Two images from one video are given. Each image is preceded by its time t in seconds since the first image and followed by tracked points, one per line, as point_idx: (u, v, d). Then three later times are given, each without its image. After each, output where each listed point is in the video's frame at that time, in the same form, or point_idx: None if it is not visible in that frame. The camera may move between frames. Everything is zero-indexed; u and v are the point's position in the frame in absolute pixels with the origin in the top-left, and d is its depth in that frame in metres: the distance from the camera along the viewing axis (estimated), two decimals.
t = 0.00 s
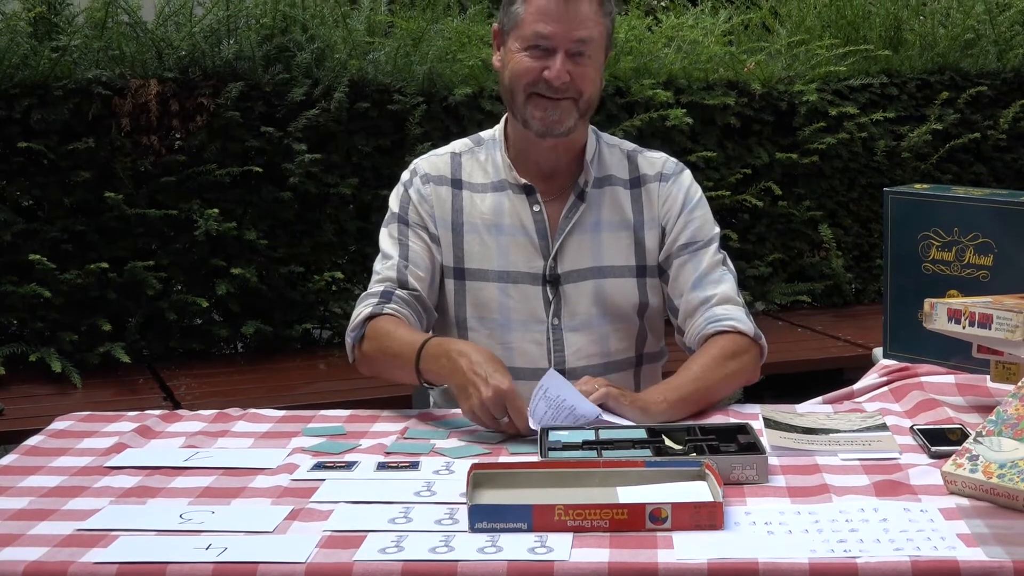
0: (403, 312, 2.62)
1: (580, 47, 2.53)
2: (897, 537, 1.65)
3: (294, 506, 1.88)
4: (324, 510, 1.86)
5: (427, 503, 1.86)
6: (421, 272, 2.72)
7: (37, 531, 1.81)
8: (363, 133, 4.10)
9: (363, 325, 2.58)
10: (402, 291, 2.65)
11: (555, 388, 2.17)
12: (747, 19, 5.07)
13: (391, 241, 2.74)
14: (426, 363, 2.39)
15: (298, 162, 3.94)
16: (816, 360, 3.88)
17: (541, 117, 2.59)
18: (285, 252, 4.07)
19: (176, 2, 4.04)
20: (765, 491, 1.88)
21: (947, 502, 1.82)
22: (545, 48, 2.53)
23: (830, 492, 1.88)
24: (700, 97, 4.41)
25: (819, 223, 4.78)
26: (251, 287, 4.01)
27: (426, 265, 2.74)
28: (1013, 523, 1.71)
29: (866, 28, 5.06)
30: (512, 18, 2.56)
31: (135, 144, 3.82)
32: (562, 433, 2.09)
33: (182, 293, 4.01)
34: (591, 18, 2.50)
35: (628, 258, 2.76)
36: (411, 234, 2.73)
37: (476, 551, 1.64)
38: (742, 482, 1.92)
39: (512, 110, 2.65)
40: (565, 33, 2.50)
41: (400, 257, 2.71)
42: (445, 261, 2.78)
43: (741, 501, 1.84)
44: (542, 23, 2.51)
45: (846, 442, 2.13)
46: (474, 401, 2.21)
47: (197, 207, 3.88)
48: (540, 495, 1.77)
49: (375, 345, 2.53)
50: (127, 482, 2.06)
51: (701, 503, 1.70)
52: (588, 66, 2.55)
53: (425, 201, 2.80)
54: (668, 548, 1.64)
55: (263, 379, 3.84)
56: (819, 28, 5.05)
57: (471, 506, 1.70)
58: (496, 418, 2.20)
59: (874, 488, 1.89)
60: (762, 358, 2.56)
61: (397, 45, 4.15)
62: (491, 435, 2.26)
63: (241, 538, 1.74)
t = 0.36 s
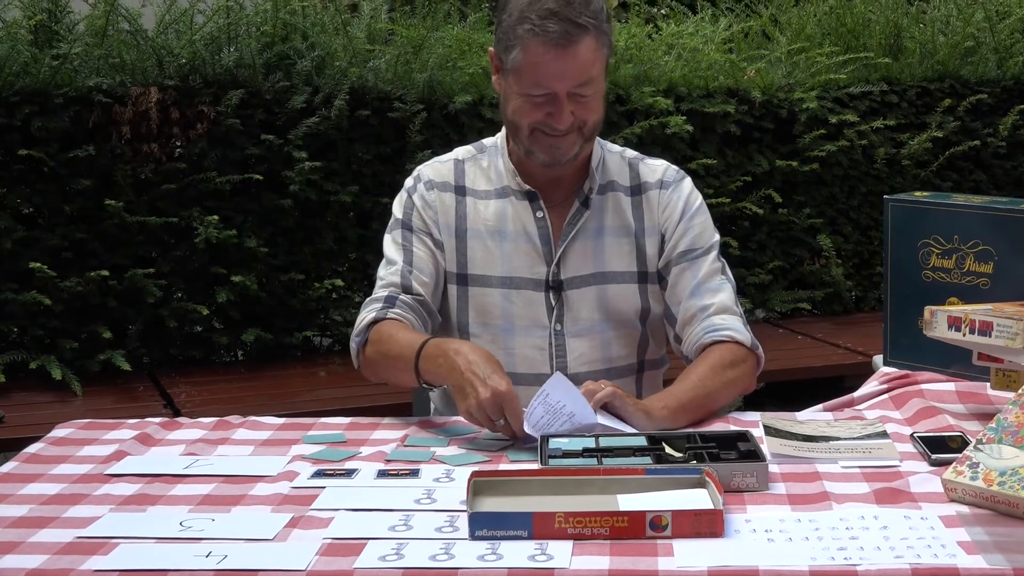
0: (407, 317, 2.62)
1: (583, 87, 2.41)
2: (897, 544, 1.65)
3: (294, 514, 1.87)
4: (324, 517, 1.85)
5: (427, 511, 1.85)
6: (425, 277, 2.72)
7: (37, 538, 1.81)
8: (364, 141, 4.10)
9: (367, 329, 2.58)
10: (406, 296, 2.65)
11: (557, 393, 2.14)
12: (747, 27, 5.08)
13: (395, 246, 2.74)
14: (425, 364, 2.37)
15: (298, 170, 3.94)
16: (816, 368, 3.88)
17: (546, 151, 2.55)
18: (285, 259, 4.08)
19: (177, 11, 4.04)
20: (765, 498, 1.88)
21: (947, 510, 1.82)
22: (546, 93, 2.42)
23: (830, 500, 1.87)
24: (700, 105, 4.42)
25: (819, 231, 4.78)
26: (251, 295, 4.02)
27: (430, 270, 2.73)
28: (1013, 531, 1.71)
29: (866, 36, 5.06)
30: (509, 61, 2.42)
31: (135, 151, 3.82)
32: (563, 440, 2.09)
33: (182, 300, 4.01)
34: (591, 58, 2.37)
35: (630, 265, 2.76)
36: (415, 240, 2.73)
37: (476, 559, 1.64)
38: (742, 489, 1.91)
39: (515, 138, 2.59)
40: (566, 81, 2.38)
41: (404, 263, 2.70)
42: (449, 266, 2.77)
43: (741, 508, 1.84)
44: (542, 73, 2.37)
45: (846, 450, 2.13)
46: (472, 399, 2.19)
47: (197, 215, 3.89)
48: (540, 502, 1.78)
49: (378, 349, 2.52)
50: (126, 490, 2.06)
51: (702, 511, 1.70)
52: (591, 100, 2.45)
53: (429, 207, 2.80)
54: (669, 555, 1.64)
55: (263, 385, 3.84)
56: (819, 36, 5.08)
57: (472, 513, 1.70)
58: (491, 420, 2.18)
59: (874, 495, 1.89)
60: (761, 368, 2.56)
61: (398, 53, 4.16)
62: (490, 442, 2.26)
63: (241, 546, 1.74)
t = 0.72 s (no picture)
0: (415, 318, 2.61)
1: (581, 96, 2.41)
2: (897, 547, 1.65)
3: (294, 517, 1.87)
4: (324, 521, 1.85)
5: (427, 514, 1.85)
6: (432, 278, 2.71)
7: (38, 542, 1.80)
8: (364, 144, 4.11)
9: (375, 330, 2.58)
10: (413, 297, 2.64)
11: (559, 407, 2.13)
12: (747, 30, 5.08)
13: (402, 246, 2.73)
14: (433, 376, 2.38)
15: (298, 173, 3.94)
16: (817, 371, 3.88)
17: (546, 159, 2.55)
18: (285, 262, 4.08)
19: (177, 14, 4.04)
20: (765, 502, 1.88)
21: (947, 513, 1.82)
22: (544, 103, 2.42)
23: (830, 503, 1.87)
24: (700, 108, 4.43)
25: (819, 234, 4.78)
26: (251, 298, 4.02)
27: (436, 270, 2.73)
28: (1013, 534, 1.71)
29: (866, 39, 5.07)
30: (506, 71, 2.42)
31: (135, 154, 3.82)
32: (563, 444, 2.10)
33: (182, 303, 4.01)
34: (588, 67, 2.37)
35: (632, 268, 2.75)
36: (421, 240, 2.72)
37: (476, 562, 1.64)
38: (742, 492, 1.91)
39: (515, 146, 2.59)
40: (563, 90, 2.38)
41: (411, 263, 2.70)
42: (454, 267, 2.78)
43: (742, 511, 1.84)
44: (539, 84, 2.38)
45: (846, 453, 2.13)
46: (477, 418, 2.19)
47: (197, 218, 3.89)
48: (539, 505, 1.77)
49: (384, 355, 2.52)
50: (126, 493, 2.06)
51: (702, 514, 1.70)
52: (590, 108, 2.45)
53: (434, 208, 2.79)
54: (669, 559, 1.64)
55: (264, 388, 3.84)
56: (818, 40, 5.08)
57: (472, 516, 1.70)
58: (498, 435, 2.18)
59: (874, 499, 1.89)
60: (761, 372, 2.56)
61: (398, 56, 4.17)
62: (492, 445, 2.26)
63: (241, 549, 1.73)
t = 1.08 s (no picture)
0: (417, 312, 2.60)
1: (585, 97, 2.41)
2: (897, 548, 1.65)
3: (294, 517, 1.87)
4: (324, 521, 1.85)
5: (427, 514, 1.85)
6: (434, 272, 2.71)
7: (38, 542, 1.81)
8: (364, 145, 4.11)
9: (377, 323, 2.57)
10: (416, 291, 2.64)
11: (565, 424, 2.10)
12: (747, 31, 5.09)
13: (404, 240, 2.73)
14: (430, 377, 2.37)
15: (298, 173, 3.94)
16: (817, 371, 3.87)
17: (548, 161, 2.56)
18: (285, 263, 4.08)
19: (177, 14, 4.05)
20: (765, 502, 1.88)
21: (947, 513, 1.82)
22: (547, 104, 2.42)
23: (830, 503, 1.87)
24: (700, 109, 4.43)
25: (819, 234, 4.78)
26: (251, 298, 4.02)
27: (438, 265, 2.73)
28: (1013, 535, 1.71)
29: (866, 40, 5.08)
30: (510, 72, 2.42)
31: (136, 155, 3.82)
32: (562, 445, 2.10)
33: (182, 304, 4.01)
34: (592, 68, 2.37)
35: (635, 266, 2.75)
36: (424, 234, 2.72)
37: (476, 562, 1.63)
38: (742, 493, 1.91)
39: (519, 147, 2.60)
40: (566, 91, 2.38)
41: (414, 257, 2.69)
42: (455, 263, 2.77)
43: (742, 511, 1.84)
44: (542, 84, 2.38)
45: (846, 454, 2.13)
46: (473, 420, 2.18)
47: (198, 218, 3.89)
48: (539, 506, 1.77)
49: (382, 351, 2.52)
50: (126, 493, 2.06)
51: (702, 514, 1.70)
52: (592, 110, 2.45)
53: (436, 202, 2.79)
54: (669, 559, 1.64)
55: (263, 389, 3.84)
56: (818, 40, 5.09)
57: (471, 516, 1.70)
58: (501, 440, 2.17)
59: (874, 499, 1.89)
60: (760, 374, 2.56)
61: (398, 57, 4.18)
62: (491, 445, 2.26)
63: (242, 549, 1.74)
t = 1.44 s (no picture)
0: (418, 315, 2.61)
1: (580, 91, 2.42)
2: (897, 548, 1.65)
3: (294, 518, 1.87)
4: (324, 522, 1.85)
5: (427, 515, 1.85)
6: (434, 270, 2.71)
7: (38, 542, 1.81)
8: (364, 146, 4.11)
9: (380, 326, 2.58)
10: (416, 292, 2.64)
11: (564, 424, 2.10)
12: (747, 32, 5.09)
13: (405, 237, 2.73)
14: (444, 379, 2.38)
15: (298, 173, 3.94)
16: (817, 372, 3.87)
17: (538, 156, 2.56)
18: (285, 263, 4.08)
19: (177, 15, 4.05)
20: (765, 503, 1.88)
21: (947, 514, 1.82)
22: (542, 94, 2.42)
23: (830, 504, 1.87)
24: (700, 109, 4.43)
25: (819, 235, 4.78)
26: (250, 299, 4.02)
27: (438, 263, 2.73)
28: (1013, 535, 1.71)
29: (866, 40, 5.08)
30: (511, 57, 2.43)
31: (135, 155, 3.82)
32: (562, 445, 2.10)
33: (182, 304, 4.01)
34: (590, 61, 2.39)
35: (637, 263, 2.75)
36: (423, 230, 2.73)
37: (476, 563, 1.63)
38: (742, 494, 1.91)
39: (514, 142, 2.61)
40: (563, 80, 2.39)
41: (414, 255, 2.70)
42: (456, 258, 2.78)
43: (742, 511, 1.84)
44: (539, 71, 2.38)
45: (846, 454, 2.13)
46: (491, 419, 2.21)
47: (197, 219, 3.89)
48: (539, 506, 1.77)
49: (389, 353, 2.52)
50: (126, 494, 2.06)
51: (702, 515, 1.70)
52: (586, 107, 2.45)
53: (437, 196, 2.80)
54: (669, 560, 1.64)
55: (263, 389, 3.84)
56: (818, 40, 5.09)
57: (471, 517, 1.70)
58: (516, 433, 2.18)
59: (874, 499, 1.89)
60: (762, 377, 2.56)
61: (398, 57, 4.18)
62: (491, 444, 2.25)
63: (241, 550, 1.74)
